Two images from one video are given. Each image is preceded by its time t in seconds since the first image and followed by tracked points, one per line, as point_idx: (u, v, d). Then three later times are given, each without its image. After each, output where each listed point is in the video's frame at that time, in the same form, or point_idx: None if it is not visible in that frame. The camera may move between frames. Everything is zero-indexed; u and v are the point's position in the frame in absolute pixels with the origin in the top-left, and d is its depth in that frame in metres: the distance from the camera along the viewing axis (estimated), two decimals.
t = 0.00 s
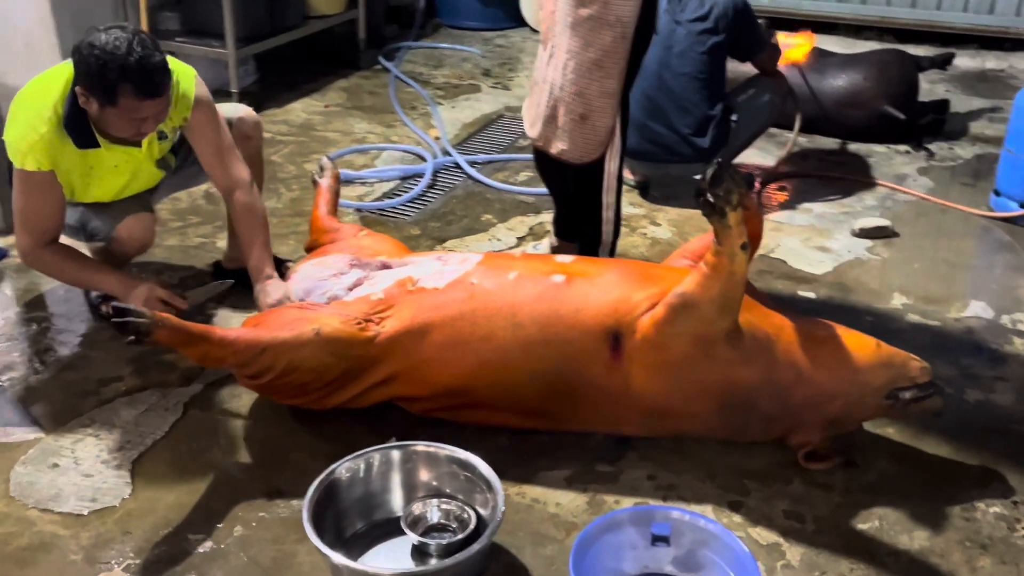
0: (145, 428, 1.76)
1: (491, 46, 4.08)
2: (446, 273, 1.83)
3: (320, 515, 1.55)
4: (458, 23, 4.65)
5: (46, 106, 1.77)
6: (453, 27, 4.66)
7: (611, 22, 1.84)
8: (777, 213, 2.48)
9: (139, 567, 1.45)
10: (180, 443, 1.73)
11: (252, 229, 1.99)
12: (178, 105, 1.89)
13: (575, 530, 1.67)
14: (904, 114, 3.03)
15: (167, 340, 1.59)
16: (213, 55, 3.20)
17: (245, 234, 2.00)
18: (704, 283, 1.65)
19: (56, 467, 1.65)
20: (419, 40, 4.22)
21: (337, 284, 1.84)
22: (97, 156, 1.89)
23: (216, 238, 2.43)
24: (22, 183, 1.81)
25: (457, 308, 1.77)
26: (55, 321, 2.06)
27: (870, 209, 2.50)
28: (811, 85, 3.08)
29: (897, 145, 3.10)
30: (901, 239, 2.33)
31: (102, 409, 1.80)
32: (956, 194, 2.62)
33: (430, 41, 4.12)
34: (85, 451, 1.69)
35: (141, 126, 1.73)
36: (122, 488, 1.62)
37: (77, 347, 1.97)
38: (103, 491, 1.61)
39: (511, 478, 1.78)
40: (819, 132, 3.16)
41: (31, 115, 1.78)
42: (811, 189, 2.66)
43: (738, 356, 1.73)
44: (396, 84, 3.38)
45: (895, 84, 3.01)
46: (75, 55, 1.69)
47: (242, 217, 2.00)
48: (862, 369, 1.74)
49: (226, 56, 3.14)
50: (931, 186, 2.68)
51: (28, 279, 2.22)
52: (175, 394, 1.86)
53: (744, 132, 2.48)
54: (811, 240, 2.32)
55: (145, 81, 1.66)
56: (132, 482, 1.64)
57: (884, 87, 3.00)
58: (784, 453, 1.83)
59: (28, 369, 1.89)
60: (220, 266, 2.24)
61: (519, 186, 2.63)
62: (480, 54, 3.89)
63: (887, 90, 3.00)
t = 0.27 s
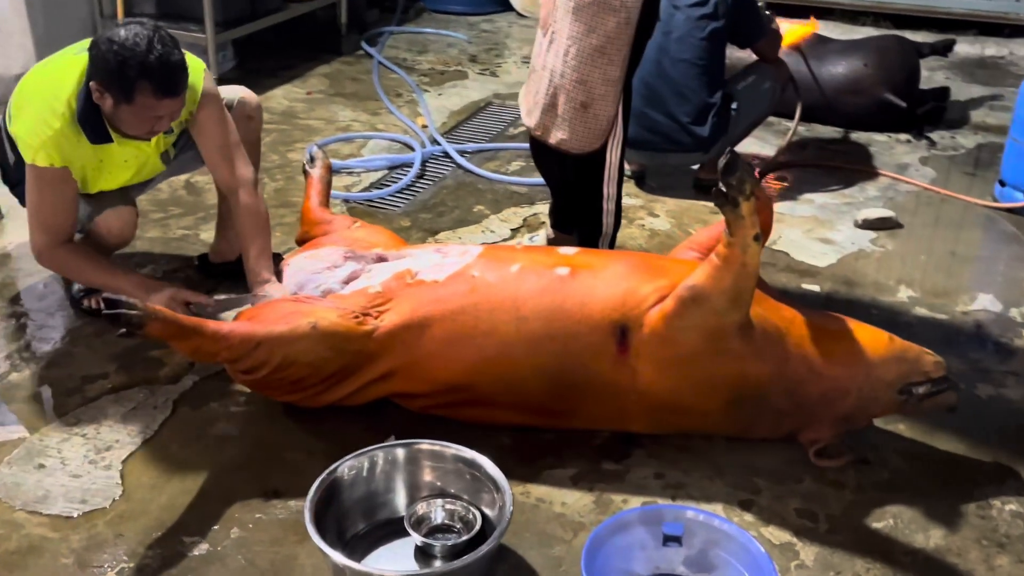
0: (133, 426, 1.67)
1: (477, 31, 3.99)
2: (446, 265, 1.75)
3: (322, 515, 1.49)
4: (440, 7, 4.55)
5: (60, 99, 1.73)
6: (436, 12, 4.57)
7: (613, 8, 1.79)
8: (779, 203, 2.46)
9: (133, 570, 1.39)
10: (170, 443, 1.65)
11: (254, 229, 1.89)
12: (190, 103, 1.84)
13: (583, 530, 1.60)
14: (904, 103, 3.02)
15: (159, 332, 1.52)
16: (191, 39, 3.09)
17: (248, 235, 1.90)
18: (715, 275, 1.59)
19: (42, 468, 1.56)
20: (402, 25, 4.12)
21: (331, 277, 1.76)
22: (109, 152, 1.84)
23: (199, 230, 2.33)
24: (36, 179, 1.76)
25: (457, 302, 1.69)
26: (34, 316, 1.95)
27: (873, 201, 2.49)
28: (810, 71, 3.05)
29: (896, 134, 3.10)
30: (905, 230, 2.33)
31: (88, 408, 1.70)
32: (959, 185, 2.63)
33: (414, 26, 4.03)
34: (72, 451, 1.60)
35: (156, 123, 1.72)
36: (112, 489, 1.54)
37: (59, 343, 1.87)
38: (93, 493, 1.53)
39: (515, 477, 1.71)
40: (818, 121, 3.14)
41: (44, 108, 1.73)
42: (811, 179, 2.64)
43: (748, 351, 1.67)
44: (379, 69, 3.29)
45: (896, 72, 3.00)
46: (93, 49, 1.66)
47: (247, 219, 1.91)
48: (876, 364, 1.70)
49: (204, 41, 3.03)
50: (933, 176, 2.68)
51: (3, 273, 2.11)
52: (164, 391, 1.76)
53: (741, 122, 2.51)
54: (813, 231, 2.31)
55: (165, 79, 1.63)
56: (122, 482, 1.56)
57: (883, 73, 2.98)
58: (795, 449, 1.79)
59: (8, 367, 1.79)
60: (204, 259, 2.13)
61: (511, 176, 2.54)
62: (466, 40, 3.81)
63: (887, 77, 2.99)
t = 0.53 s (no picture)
0: (119, 431, 1.59)
1: (466, 18, 3.91)
2: (445, 262, 1.69)
3: (321, 522, 1.43)
4: None
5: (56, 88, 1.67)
6: None
7: None
8: (785, 196, 2.42)
9: None
10: (159, 448, 1.57)
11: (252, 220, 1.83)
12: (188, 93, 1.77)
13: (591, 536, 1.54)
14: (912, 92, 2.98)
15: (149, 332, 1.45)
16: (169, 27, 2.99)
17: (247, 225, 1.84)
18: (726, 270, 1.53)
19: (26, 475, 1.49)
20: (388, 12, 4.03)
21: (324, 275, 1.69)
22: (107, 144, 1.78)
23: (183, 226, 2.21)
24: (38, 171, 1.71)
25: (458, 299, 1.63)
26: (13, 315, 1.86)
27: (883, 191, 2.47)
28: (814, 60, 3.05)
29: (904, 124, 3.04)
30: (915, 224, 2.28)
31: (72, 412, 1.62)
32: (967, 176, 2.60)
33: (402, 12, 3.94)
34: (57, 457, 1.53)
35: (152, 117, 1.64)
36: (100, 496, 1.46)
37: (38, 343, 1.78)
38: (79, 500, 1.45)
39: (519, 481, 1.65)
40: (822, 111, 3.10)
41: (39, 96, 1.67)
42: (816, 170, 2.61)
43: (759, 349, 1.61)
44: (366, 58, 3.20)
45: (903, 60, 2.98)
46: (91, 38, 1.59)
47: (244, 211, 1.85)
48: (890, 362, 1.65)
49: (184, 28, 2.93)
50: (942, 168, 2.64)
51: None
52: (150, 394, 1.68)
53: (745, 113, 2.49)
54: (820, 225, 2.27)
55: (164, 73, 1.56)
56: (110, 489, 1.48)
57: (890, 62, 2.97)
58: (806, 449, 1.74)
59: None
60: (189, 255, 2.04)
61: (507, 169, 2.45)
62: (456, 27, 3.73)
63: (894, 66, 2.98)
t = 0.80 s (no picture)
0: (103, 442, 1.54)
1: (459, 10, 3.83)
2: (442, 266, 1.63)
3: (313, 536, 1.37)
4: None
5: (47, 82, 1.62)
6: None
7: None
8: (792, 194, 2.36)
9: None
10: (144, 461, 1.51)
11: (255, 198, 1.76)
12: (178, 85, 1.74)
13: (595, 550, 1.48)
14: (923, 86, 2.92)
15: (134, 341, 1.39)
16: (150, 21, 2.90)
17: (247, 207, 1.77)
18: (732, 273, 1.47)
19: (6, 490, 1.43)
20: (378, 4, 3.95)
21: (316, 279, 1.64)
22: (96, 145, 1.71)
23: (166, 228, 2.14)
24: (31, 163, 1.63)
25: (455, 304, 1.57)
26: None
27: (893, 188, 2.41)
28: (821, 54, 3.00)
29: (914, 120, 3.01)
30: (927, 223, 2.23)
31: (53, 423, 1.57)
32: (979, 172, 2.54)
33: (392, 4, 3.86)
34: (37, 471, 1.47)
35: (141, 114, 1.59)
36: (82, 512, 1.41)
37: (17, 352, 1.72)
38: (61, 515, 1.40)
39: (518, 492, 1.59)
40: (832, 105, 3.05)
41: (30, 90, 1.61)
42: (825, 167, 2.54)
43: (768, 354, 1.55)
44: (356, 52, 3.13)
45: (914, 54, 2.91)
46: (83, 31, 1.53)
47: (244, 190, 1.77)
48: (903, 366, 1.59)
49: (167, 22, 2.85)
50: (954, 165, 2.59)
51: None
52: (134, 404, 1.62)
53: (750, 109, 2.42)
54: (829, 224, 2.21)
55: (156, 71, 1.51)
56: (93, 504, 1.42)
57: (901, 56, 2.90)
58: (814, 457, 1.68)
59: None
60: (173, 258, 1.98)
61: (502, 167, 2.38)
62: (449, 19, 3.65)
63: (906, 59, 2.91)
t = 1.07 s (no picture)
0: (90, 454, 1.50)
1: (459, 6, 3.78)
2: (438, 272, 1.58)
3: (305, 553, 1.32)
4: None
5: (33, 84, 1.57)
6: None
7: None
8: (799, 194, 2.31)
9: None
10: (132, 473, 1.47)
11: (254, 194, 1.66)
12: (167, 83, 1.66)
13: (596, 565, 1.44)
14: (934, 83, 2.87)
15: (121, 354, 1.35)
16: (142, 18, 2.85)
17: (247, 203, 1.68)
18: (737, 279, 1.43)
19: None
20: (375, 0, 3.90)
21: (309, 285, 1.60)
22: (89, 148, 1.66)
23: (157, 232, 2.10)
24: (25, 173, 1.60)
25: (452, 312, 1.53)
26: None
27: (904, 189, 2.36)
28: (829, 50, 2.95)
29: (923, 117, 2.92)
30: (937, 224, 2.18)
31: (39, 435, 1.53)
32: (991, 171, 2.49)
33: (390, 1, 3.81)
34: (22, 484, 1.43)
35: (127, 117, 1.54)
36: (67, 527, 1.37)
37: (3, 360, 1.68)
38: (46, 530, 1.36)
39: (518, 504, 1.55)
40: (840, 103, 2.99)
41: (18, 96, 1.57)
42: (836, 166, 2.49)
43: (774, 362, 1.50)
44: (353, 50, 3.08)
45: (924, 49, 2.86)
46: (66, 32, 1.49)
47: (241, 184, 1.68)
48: (913, 373, 1.53)
49: (159, 20, 2.80)
50: (965, 164, 2.53)
51: None
52: (123, 415, 1.59)
53: (758, 107, 2.36)
54: (837, 226, 2.16)
55: (139, 72, 1.46)
56: (79, 519, 1.39)
57: (910, 52, 2.85)
58: (822, 466, 1.64)
59: None
60: (164, 263, 1.94)
61: (502, 168, 2.34)
62: (448, 16, 3.60)
63: (915, 56, 2.86)
